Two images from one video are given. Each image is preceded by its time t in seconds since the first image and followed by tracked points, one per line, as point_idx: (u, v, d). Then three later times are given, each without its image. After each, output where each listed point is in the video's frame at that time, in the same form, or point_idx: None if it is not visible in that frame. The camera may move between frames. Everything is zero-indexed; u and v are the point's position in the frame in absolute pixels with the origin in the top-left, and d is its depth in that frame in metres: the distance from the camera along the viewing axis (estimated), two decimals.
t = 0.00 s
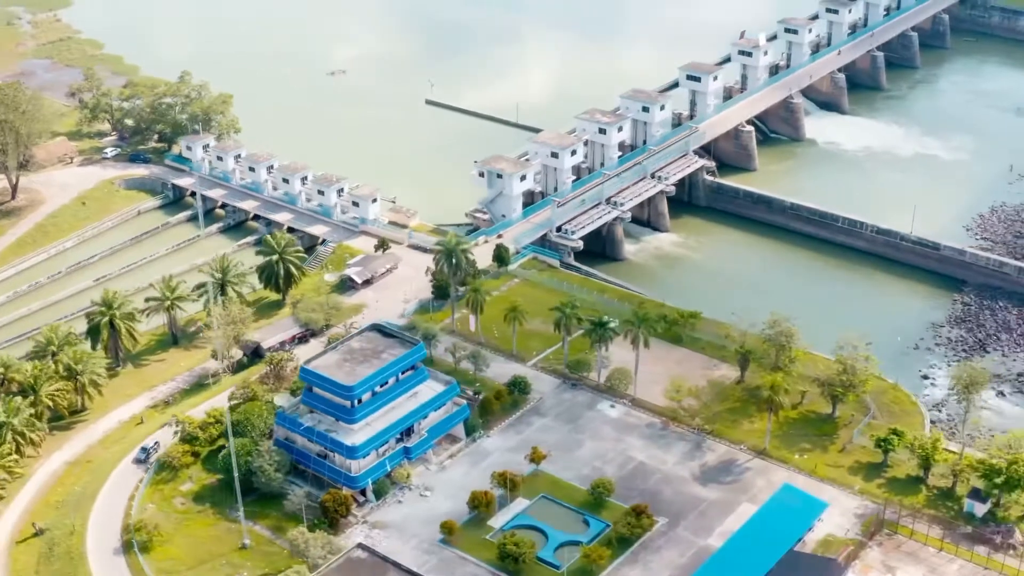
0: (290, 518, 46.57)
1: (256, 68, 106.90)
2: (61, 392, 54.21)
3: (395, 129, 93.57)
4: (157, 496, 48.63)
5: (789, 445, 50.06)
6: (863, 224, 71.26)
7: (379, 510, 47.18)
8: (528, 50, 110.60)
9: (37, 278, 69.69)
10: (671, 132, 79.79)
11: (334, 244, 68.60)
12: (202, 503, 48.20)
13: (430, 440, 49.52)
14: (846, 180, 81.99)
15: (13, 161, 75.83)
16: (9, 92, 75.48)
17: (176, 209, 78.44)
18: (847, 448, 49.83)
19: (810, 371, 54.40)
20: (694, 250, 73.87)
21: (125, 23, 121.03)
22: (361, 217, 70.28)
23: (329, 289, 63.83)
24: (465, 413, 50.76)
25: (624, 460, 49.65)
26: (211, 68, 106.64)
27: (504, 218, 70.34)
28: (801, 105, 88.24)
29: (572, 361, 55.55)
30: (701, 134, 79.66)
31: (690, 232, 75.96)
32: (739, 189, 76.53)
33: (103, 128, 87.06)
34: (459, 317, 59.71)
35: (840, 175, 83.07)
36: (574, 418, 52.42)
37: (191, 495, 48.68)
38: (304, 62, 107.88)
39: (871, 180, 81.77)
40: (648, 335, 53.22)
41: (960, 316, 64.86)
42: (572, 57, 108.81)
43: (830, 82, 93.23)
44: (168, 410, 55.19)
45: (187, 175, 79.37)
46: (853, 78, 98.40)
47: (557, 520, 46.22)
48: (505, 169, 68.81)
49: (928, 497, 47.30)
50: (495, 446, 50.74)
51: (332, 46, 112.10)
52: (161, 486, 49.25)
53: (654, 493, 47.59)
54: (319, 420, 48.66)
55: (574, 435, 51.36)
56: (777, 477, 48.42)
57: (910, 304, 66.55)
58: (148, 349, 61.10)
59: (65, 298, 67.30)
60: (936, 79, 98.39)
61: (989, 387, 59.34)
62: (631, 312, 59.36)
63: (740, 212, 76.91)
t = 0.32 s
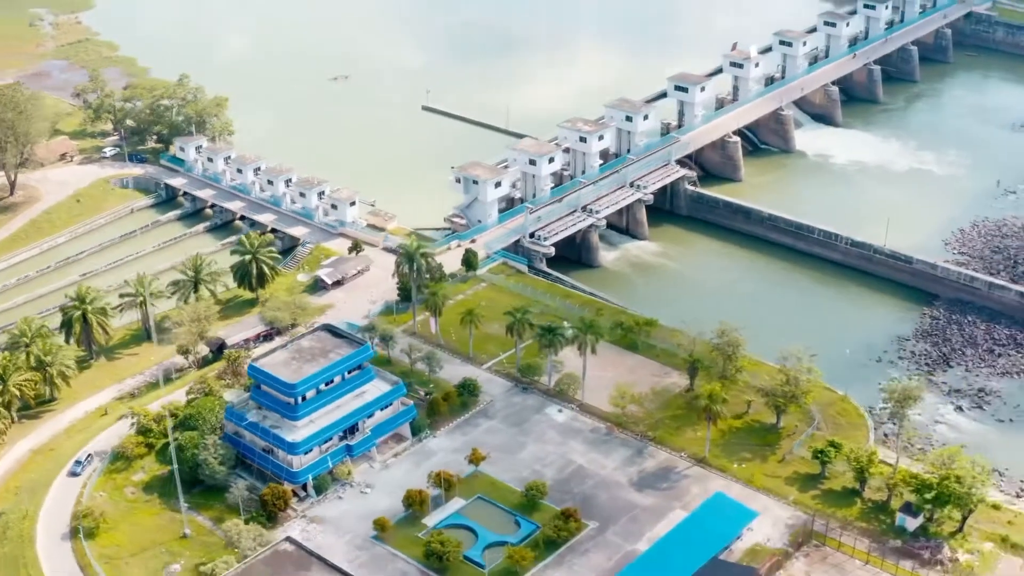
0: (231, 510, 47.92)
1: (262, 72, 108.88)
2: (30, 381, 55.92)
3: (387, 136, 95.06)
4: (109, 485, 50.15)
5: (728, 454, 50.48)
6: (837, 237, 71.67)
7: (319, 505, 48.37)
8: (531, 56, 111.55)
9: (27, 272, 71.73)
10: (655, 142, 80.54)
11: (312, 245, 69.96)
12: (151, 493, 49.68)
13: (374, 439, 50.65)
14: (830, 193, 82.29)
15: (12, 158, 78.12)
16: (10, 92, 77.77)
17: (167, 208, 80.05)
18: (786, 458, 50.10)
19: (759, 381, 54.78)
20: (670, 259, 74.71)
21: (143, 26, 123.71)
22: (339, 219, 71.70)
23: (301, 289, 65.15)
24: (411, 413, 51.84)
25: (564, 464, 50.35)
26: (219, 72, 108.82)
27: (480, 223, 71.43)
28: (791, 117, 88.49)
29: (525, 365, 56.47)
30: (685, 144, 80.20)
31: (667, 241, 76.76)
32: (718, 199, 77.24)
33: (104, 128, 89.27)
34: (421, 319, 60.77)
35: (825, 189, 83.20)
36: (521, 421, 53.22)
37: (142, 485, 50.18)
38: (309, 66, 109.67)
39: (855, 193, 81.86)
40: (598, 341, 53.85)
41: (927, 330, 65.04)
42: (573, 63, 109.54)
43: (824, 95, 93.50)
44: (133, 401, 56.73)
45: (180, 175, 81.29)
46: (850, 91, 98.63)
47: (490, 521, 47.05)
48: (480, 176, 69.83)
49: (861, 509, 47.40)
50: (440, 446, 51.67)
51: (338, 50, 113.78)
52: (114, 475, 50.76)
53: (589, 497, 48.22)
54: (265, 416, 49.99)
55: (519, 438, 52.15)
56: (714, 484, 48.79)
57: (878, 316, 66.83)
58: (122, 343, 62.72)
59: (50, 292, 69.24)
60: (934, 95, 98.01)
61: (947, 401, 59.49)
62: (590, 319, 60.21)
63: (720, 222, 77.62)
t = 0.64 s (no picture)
0: (175, 500, 49.35)
1: (269, 76, 110.96)
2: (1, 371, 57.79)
3: (381, 139, 96.60)
4: (65, 472, 51.84)
5: (666, 461, 51.04)
6: (811, 249, 72.31)
7: (262, 498, 49.73)
8: (536, 63, 112.69)
9: (18, 266, 73.86)
10: (639, 150, 81.42)
11: (290, 246, 71.50)
12: (103, 481, 51.29)
13: (319, 436, 51.99)
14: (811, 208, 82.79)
15: (12, 156, 80.53)
16: (11, 92, 80.15)
17: (160, 207, 82.04)
18: (724, 467, 50.49)
19: (705, 390, 55.28)
20: (646, 268, 75.53)
21: (160, 30, 126.48)
22: (319, 222, 73.16)
23: (274, 288, 66.62)
24: (358, 412, 53.14)
25: (504, 466, 51.22)
26: (228, 76, 111.02)
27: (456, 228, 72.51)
28: (780, 129, 88.99)
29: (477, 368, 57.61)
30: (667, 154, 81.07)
31: (645, 249, 77.52)
32: (697, 209, 77.85)
33: (108, 128, 91.44)
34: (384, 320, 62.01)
35: (810, 204, 83.63)
36: (467, 423, 54.19)
37: (96, 474, 51.85)
38: (314, 71, 111.60)
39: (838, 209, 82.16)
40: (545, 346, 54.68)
41: (891, 344, 65.32)
42: (573, 71, 110.25)
43: (816, 107, 93.85)
44: (101, 391, 58.38)
45: (175, 175, 83.10)
46: (846, 104, 98.77)
47: (424, 519, 47.98)
48: (456, 182, 70.96)
49: (791, 521, 47.60)
50: (385, 445, 52.81)
51: (348, 56, 115.72)
52: (70, 464, 52.46)
53: (523, 499, 49.01)
54: (214, 411, 51.51)
55: (463, 439, 53.14)
56: (647, 491, 49.30)
57: (845, 331, 67.31)
58: (98, 337, 64.48)
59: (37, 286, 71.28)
60: (930, 111, 97.70)
61: (903, 415, 59.63)
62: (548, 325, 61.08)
63: (699, 232, 78.27)
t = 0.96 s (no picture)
0: (127, 492, 50.86)
1: (276, 83, 113.10)
2: None
3: (376, 145, 98.40)
4: (26, 463, 53.49)
5: (607, 468, 51.60)
6: (785, 262, 72.61)
7: (210, 493, 51.16)
8: (539, 75, 114.19)
9: (11, 263, 75.92)
10: (623, 160, 82.03)
11: (271, 249, 73.00)
12: (61, 472, 52.82)
13: (270, 434, 53.32)
14: (796, 221, 82.90)
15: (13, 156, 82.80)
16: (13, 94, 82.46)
17: (155, 208, 83.88)
18: (663, 476, 50.95)
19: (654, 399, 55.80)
20: (623, 277, 76.20)
21: (175, 35, 129.06)
22: (300, 226, 74.65)
23: (250, 289, 68.07)
24: (310, 412, 54.47)
25: (448, 469, 52.15)
26: (238, 82, 113.17)
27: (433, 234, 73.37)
28: (769, 142, 89.34)
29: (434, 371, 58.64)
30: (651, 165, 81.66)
31: (624, 259, 78.13)
32: (677, 219, 78.33)
33: (112, 130, 93.39)
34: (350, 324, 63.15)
35: (795, 217, 83.72)
36: (418, 426, 55.22)
37: (55, 465, 53.41)
38: (319, 80, 113.49)
39: (822, 223, 82.22)
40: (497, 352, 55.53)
41: (857, 357, 65.60)
42: (572, 85, 111.55)
43: (809, 121, 94.00)
44: (73, 385, 59.89)
45: (170, 177, 84.88)
46: (842, 118, 98.98)
47: (363, 518, 49.13)
48: (433, 190, 71.78)
49: (724, 531, 47.87)
50: (335, 444, 54.00)
51: (357, 65, 117.66)
52: (33, 455, 54.09)
53: (462, 501, 49.89)
54: (169, 407, 52.96)
55: (412, 441, 54.15)
56: (585, 497, 49.90)
57: (811, 343, 67.68)
58: (78, 333, 66.20)
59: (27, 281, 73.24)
60: (926, 127, 97.37)
61: (859, 430, 59.77)
62: (510, 332, 61.95)
63: (679, 242, 78.76)
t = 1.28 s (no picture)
0: (85, 485, 52.30)
1: (284, 90, 114.92)
2: None
3: (374, 151, 99.95)
4: None
5: (552, 476, 52.05)
6: (761, 275, 72.79)
7: (164, 489, 52.47)
8: (543, 87, 115.31)
9: (8, 260, 77.93)
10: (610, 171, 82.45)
11: (254, 253, 74.37)
12: (26, 464, 54.03)
13: (226, 433, 54.64)
14: (783, 235, 82.87)
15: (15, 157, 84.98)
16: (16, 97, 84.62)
17: (152, 210, 85.57)
18: (606, 485, 51.24)
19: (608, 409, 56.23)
20: (602, 287, 76.69)
21: (192, 39, 131.19)
22: (284, 230, 75.95)
23: (229, 292, 69.34)
24: (267, 412, 55.73)
25: (397, 472, 53.02)
26: (249, 88, 115.20)
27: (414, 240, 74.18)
28: (761, 156, 89.52)
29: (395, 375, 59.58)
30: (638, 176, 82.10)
31: (605, 269, 78.63)
32: (659, 231, 78.69)
33: (118, 133, 95.42)
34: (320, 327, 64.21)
35: (781, 231, 83.77)
36: (373, 429, 56.16)
37: (22, 456, 54.60)
38: (326, 88, 115.23)
39: (808, 237, 82.12)
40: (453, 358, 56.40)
41: (825, 372, 65.50)
42: (575, 97, 112.49)
43: (804, 135, 94.06)
44: (49, 381, 61.12)
45: (167, 180, 86.58)
46: (840, 132, 98.80)
47: (307, 518, 50.17)
48: (413, 198, 72.57)
49: (660, 542, 48.05)
50: (290, 444, 55.13)
51: (367, 74, 119.34)
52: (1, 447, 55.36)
53: (406, 505, 50.72)
54: (128, 405, 54.45)
55: (365, 444, 55.11)
56: (526, 504, 50.40)
57: (780, 357, 67.67)
58: (61, 330, 67.66)
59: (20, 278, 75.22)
60: (924, 145, 97.12)
61: (819, 444, 59.76)
62: (475, 338, 62.80)
63: (661, 253, 79.14)
